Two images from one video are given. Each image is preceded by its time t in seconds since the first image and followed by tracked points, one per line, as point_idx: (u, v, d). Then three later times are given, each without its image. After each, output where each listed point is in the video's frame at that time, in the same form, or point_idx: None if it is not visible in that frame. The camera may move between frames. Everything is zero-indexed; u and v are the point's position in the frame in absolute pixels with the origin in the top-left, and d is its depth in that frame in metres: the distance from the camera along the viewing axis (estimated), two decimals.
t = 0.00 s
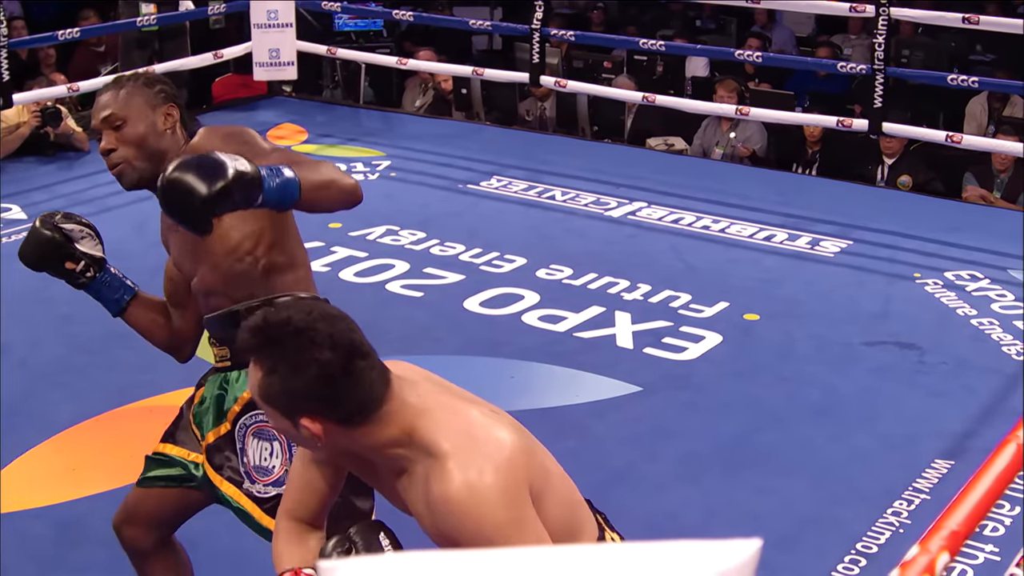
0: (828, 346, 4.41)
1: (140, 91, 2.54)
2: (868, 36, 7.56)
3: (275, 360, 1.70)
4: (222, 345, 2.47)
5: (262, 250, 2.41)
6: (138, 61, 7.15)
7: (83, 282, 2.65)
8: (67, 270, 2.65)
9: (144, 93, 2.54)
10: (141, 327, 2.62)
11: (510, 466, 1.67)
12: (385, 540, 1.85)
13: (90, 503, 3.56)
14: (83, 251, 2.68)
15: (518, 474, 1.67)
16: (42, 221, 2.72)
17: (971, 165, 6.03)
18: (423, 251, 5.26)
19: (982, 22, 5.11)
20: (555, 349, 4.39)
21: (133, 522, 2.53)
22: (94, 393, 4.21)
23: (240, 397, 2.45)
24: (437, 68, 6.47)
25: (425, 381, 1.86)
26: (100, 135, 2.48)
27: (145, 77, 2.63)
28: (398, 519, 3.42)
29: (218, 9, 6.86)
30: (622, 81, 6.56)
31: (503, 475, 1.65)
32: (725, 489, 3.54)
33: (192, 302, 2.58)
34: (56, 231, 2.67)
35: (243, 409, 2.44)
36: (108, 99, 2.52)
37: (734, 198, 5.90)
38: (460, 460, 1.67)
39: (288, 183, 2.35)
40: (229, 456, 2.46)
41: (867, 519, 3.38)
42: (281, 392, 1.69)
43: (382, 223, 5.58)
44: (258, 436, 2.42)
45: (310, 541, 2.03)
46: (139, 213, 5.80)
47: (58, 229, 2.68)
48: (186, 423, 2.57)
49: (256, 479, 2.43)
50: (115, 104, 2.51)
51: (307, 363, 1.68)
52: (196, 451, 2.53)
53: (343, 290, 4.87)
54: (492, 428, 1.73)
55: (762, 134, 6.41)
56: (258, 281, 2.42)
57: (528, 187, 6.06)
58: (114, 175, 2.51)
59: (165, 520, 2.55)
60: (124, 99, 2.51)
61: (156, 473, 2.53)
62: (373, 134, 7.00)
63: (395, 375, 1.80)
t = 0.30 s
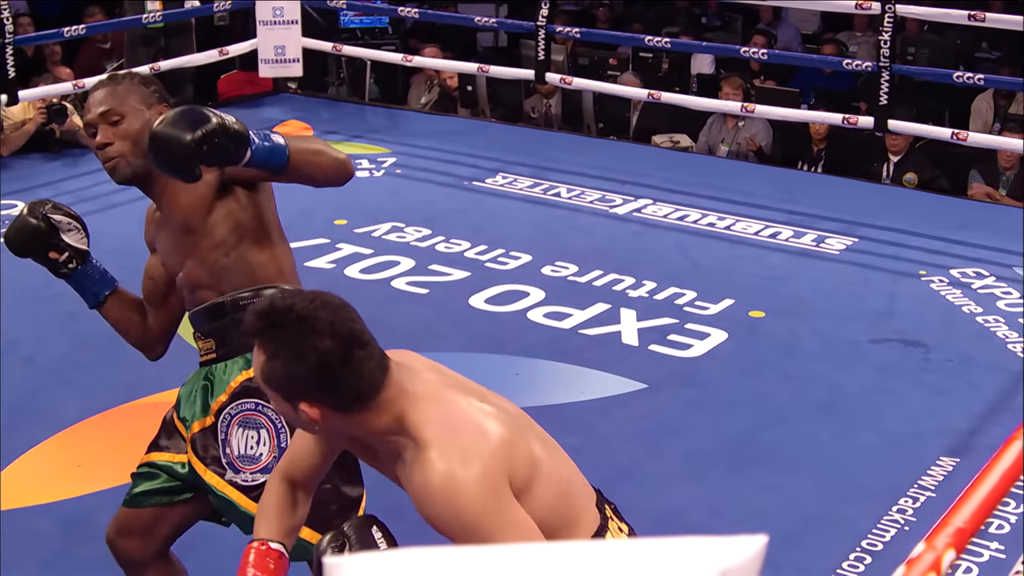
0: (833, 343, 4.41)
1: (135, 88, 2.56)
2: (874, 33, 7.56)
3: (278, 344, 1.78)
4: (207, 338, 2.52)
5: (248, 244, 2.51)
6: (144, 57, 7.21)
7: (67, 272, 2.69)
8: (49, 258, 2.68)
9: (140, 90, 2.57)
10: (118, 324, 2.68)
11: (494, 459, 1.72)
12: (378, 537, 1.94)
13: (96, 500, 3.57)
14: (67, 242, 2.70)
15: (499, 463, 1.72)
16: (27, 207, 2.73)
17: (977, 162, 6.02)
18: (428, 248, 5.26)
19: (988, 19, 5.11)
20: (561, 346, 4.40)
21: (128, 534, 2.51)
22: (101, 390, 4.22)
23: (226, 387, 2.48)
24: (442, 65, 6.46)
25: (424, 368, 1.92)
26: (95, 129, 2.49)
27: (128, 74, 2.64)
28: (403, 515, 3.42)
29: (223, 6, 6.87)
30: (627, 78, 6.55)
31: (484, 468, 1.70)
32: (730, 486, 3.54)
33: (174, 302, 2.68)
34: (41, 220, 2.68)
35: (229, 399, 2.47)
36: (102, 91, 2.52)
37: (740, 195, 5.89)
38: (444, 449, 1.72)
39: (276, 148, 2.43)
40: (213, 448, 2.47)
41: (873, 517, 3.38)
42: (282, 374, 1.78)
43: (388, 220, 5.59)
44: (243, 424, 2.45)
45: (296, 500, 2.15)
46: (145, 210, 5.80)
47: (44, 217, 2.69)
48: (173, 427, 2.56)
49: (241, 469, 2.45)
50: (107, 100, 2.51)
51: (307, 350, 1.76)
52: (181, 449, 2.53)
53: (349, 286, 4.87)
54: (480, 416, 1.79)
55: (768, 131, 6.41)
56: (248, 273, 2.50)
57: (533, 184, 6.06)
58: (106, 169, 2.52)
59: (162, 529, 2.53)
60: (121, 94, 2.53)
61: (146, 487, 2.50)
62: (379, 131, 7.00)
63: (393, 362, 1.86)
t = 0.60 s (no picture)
0: (837, 343, 4.41)
1: (130, 87, 2.64)
2: (878, 33, 7.55)
3: (288, 321, 1.84)
4: (200, 324, 2.54)
5: (238, 231, 2.56)
6: (148, 56, 7.27)
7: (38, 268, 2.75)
8: (20, 254, 2.74)
9: (135, 89, 2.64)
10: (89, 321, 2.75)
11: (483, 448, 1.74)
12: (371, 522, 1.98)
13: (101, 498, 3.57)
14: (40, 240, 2.76)
15: (487, 450, 1.74)
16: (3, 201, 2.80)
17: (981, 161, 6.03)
18: (432, 247, 5.26)
19: (992, 18, 5.10)
20: (566, 345, 4.40)
21: (123, 534, 2.55)
22: (105, 388, 4.22)
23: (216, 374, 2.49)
24: (447, 64, 6.45)
25: (433, 353, 1.95)
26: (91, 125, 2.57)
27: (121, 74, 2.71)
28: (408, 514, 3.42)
29: (227, 5, 6.87)
30: (631, 77, 6.55)
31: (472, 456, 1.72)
32: (735, 485, 3.54)
33: (146, 300, 2.74)
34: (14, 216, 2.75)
35: (220, 385, 2.48)
36: (98, 90, 2.59)
37: (745, 195, 5.88)
38: (435, 434, 1.75)
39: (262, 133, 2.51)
40: (200, 434, 2.49)
41: (877, 516, 3.38)
42: (291, 350, 1.82)
43: (392, 219, 5.59)
44: (234, 411, 2.47)
45: (290, 460, 2.20)
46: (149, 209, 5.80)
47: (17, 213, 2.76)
48: (163, 421, 2.58)
49: (228, 455, 2.46)
50: (100, 97, 2.58)
51: (316, 325, 1.81)
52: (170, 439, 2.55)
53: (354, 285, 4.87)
54: (475, 402, 1.81)
55: (773, 130, 6.39)
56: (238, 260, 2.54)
57: (537, 183, 6.06)
58: (100, 164, 2.59)
59: (157, 530, 2.57)
60: (116, 92, 2.60)
61: (142, 488, 2.54)
62: (383, 130, 7.00)
63: (401, 348, 1.90)
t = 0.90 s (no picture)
0: (842, 343, 4.41)
1: (122, 76, 2.66)
2: (882, 32, 7.55)
3: (306, 282, 1.83)
4: (193, 307, 2.56)
5: (233, 217, 2.60)
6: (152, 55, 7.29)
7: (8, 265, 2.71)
8: None
9: (127, 79, 2.67)
10: (65, 308, 2.75)
11: (480, 425, 1.75)
12: (378, 501, 1.91)
13: (104, 498, 3.57)
14: (8, 238, 2.72)
15: (483, 428, 1.75)
16: None
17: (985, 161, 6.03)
18: (436, 246, 5.27)
19: (997, 17, 5.10)
20: (570, 344, 4.40)
21: (126, 530, 2.55)
22: (110, 388, 4.22)
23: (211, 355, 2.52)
24: (451, 63, 6.45)
25: (441, 331, 1.96)
26: (86, 112, 2.58)
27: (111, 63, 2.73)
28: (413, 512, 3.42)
29: (232, 4, 6.87)
30: (635, 76, 6.55)
31: (468, 431, 1.73)
32: (739, 485, 3.54)
33: (126, 285, 2.76)
34: None
35: (216, 365, 2.52)
36: (92, 78, 2.62)
37: (749, 195, 5.87)
38: (433, 408, 1.77)
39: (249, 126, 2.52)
40: (194, 416, 2.52)
41: (881, 516, 3.38)
42: (305, 313, 1.83)
43: (396, 218, 5.59)
44: (229, 390, 2.51)
45: (310, 408, 2.22)
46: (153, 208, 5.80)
47: None
48: (154, 410, 2.60)
49: (224, 433, 2.50)
50: (96, 84, 2.60)
51: (335, 290, 1.80)
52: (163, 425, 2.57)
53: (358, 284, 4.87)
54: (476, 379, 1.83)
55: (778, 131, 6.39)
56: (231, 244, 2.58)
57: (541, 182, 6.06)
58: (94, 150, 2.60)
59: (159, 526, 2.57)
60: (110, 79, 2.62)
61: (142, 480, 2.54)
62: (388, 130, 7.00)
63: (412, 325, 1.92)
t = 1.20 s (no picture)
0: (847, 342, 4.40)
1: (121, 53, 2.69)
2: (888, 31, 7.55)
3: (329, 243, 1.94)
4: (188, 286, 2.61)
5: (228, 198, 2.66)
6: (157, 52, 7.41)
7: None
8: None
9: (127, 56, 2.70)
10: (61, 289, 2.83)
11: (477, 397, 1.86)
12: (386, 475, 2.08)
13: (109, 496, 3.57)
14: None
15: (480, 400, 1.86)
16: None
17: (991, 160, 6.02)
18: (442, 245, 5.27)
19: (1003, 16, 5.09)
20: (575, 343, 4.40)
21: (132, 519, 2.50)
22: (115, 385, 4.23)
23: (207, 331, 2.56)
24: (456, 62, 6.45)
25: (451, 299, 2.06)
26: (87, 89, 2.62)
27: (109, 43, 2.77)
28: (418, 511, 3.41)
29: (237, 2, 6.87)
30: (640, 75, 6.55)
31: (465, 402, 1.84)
32: (744, 484, 3.54)
33: (118, 262, 2.79)
34: None
35: (211, 342, 2.55)
36: (92, 55, 2.65)
37: (754, 194, 5.87)
38: (435, 377, 1.87)
39: (235, 129, 2.53)
40: (189, 392, 2.53)
41: (886, 515, 3.38)
42: (326, 271, 1.93)
43: (401, 217, 5.59)
44: (224, 365, 2.55)
45: (352, 368, 2.34)
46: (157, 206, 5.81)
47: None
48: (144, 392, 2.58)
49: (218, 408, 2.54)
50: (96, 62, 2.63)
51: (357, 247, 1.91)
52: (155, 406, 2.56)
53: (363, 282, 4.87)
54: (476, 351, 1.93)
55: (782, 129, 6.37)
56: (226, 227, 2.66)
57: (547, 181, 6.06)
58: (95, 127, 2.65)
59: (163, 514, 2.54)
60: (109, 57, 2.65)
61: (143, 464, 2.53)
62: (393, 128, 7.00)
63: (426, 293, 2.01)
